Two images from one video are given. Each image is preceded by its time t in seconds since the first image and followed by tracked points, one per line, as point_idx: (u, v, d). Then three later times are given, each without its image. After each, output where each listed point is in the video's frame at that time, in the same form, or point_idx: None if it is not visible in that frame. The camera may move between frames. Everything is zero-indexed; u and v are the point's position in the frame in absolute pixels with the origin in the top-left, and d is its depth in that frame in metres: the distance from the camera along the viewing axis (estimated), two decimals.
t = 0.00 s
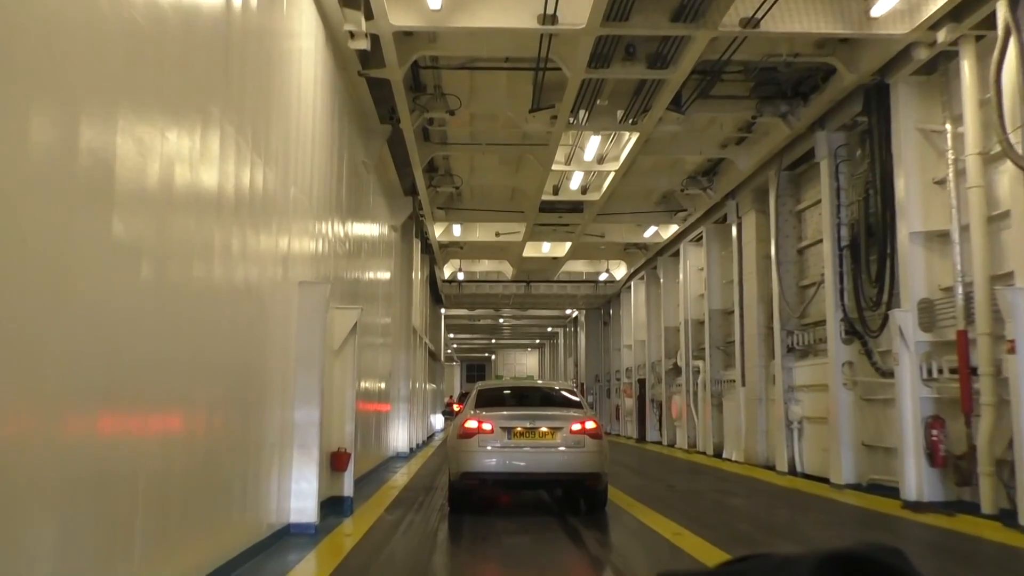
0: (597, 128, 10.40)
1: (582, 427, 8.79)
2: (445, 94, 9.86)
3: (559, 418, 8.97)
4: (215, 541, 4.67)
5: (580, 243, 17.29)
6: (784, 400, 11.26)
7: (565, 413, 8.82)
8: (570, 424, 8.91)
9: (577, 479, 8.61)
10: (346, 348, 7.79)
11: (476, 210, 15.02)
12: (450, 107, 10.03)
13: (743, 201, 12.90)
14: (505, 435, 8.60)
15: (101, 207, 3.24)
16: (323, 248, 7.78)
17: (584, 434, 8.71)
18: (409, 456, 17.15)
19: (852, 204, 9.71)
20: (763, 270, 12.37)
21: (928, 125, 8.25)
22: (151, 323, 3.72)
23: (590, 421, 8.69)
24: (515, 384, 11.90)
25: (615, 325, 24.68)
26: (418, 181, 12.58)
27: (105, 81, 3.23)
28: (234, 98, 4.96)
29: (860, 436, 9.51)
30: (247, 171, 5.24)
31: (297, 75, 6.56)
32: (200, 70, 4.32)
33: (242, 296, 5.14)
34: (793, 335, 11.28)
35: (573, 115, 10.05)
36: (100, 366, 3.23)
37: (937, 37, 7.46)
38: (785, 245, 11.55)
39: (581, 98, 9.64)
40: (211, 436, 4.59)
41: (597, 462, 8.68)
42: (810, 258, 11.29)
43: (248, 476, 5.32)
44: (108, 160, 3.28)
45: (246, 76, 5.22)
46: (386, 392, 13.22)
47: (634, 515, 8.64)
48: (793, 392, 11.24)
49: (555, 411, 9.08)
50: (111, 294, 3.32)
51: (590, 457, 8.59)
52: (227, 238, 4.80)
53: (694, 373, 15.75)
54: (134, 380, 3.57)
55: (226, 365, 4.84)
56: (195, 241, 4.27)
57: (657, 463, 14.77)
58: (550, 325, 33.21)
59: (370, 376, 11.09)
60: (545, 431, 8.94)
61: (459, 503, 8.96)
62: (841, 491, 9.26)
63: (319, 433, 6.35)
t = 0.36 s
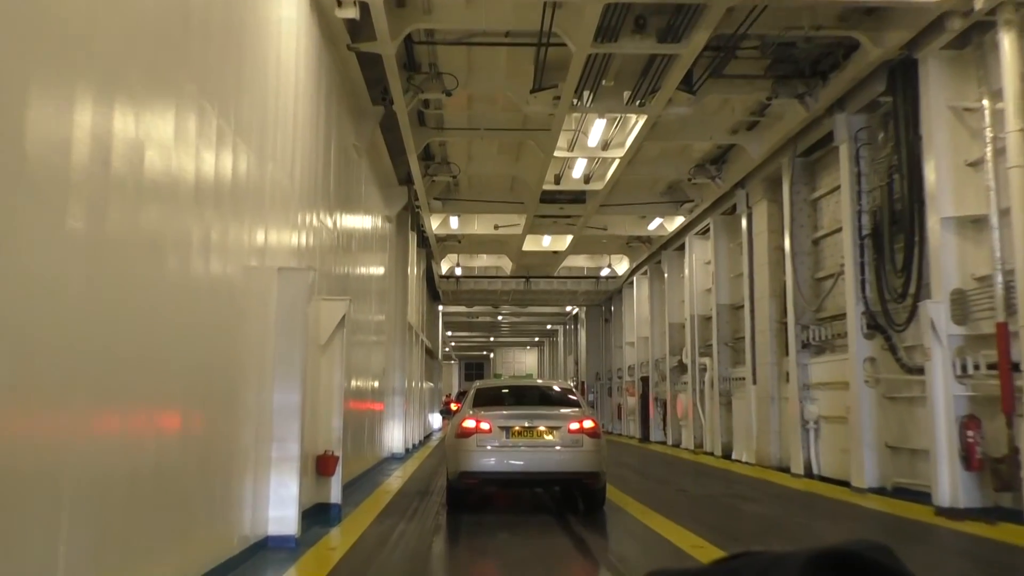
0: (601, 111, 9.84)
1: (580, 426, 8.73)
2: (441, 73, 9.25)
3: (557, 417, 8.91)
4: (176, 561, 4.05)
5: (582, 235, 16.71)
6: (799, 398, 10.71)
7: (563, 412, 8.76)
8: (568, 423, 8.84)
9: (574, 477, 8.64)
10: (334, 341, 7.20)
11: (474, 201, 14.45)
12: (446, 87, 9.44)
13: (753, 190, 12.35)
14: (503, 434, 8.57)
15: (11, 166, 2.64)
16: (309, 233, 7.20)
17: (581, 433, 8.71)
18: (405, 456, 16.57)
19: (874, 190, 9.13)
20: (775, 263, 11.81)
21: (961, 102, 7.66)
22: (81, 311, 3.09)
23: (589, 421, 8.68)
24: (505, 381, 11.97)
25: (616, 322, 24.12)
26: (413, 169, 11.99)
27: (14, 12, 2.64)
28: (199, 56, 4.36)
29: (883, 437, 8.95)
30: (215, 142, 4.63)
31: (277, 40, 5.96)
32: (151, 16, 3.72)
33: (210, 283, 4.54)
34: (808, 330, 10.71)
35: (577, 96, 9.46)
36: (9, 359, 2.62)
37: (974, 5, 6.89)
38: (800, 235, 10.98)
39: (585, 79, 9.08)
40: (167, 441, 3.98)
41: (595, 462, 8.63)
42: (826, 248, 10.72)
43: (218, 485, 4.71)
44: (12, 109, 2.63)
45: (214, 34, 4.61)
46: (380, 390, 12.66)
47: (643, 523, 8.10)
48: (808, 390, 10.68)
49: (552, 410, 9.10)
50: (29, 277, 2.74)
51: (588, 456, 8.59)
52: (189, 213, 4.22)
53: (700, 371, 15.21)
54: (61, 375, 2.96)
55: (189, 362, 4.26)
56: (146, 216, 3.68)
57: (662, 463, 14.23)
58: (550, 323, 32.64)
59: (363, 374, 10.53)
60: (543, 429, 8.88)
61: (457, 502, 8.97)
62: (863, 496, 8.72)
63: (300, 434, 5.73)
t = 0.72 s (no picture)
0: (607, 94, 9.29)
1: (581, 427, 8.65)
2: (438, 52, 8.71)
3: (558, 417, 8.80)
4: None
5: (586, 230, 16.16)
6: (819, 397, 10.15)
7: (565, 412, 8.66)
8: (569, 424, 8.74)
9: (575, 478, 8.56)
10: (322, 340, 6.64)
11: (474, 193, 13.90)
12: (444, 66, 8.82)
13: (766, 180, 11.80)
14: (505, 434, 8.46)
15: None
16: (296, 222, 6.64)
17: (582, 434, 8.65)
18: (403, 459, 16.00)
19: (900, 175, 8.56)
20: (790, 256, 11.26)
21: (998, 78, 7.12)
22: None
23: (590, 421, 8.61)
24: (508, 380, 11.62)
25: (620, 321, 23.54)
26: (410, 158, 11.44)
27: None
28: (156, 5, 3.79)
29: (911, 439, 8.39)
30: (180, 106, 4.09)
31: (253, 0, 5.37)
32: None
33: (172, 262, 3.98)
34: (827, 326, 10.16)
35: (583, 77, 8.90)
36: None
37: None
38: (818, 225, 10.40)
39: (592, 57, 8.53)
40: (114, 442, 3.39)
41: (597, 463, 8.56)
42: (846, 240, 10.16)
43: (182, 492, 4.14)
44: None
45: None
46: (376, 390, 12.08)
47: (655, 531, 7.56)
48: (827, 390, 10.13)
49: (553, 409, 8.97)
50: None
51: (589, 457, 8.56)
52: (145, 182, 3.68)
53: (709, 370, 14.67)
54: None
55: (143, 352, 3.69)
56: (87, 179, 3.14)
57: (670, 466, 13.68)
58: (551, 322, 32.06)
59: (357, 373, 9.98)
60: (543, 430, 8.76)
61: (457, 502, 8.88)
62: (891, 503, 8.15)
63: (281, 437, 5.16)
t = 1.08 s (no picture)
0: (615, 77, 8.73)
1: (582, 429, 8.40)
2: (436, 30, 8.11)
3: (558, 419, 8.54)
4: None
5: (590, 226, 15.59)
6: (839, 399, 9.60)
7: (565, 414, 8.41)
8: (570, 426, 8.50)
9: (575, 481, 8.35)
10: (305, 336, 6.12)
11: (474, 186, 13.34)
12: (440, 44, 8.17)
13: (781, 172, 11.24)
14: (505, 438, 8.20)
15: None
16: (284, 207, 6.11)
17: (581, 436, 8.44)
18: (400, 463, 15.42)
19: (932, 162, 7.97)
20: (808, 251, 10.68)
21: None
22: None
23: (592, 424, 8.36)
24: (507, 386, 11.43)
25: (624, 321, 22.98)
26: (406, 148, 10.87)
27: None
28: None
29: (944, 445, 7.80)
30: (143, 65, 3.47)
31: None
32: None
33: (131, 248, 3.36)
34: (849, 324, 9.57)
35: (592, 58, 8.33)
36: None
37: None
38: (838, 217, 9.84)
39: (602, 38, 7.98)
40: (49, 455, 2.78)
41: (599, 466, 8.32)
42: (869, 233, 9.58)
43: (142, 509, 3.53)
44: None
45: None
46: (371, 392, 11.50)
47: (666, 542, 7.03)
48: (848, 392, 9.58)
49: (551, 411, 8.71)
50: None
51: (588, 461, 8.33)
52: (104, 149, 3.13)
53: (719, 371, 14.11)
54: None
55: (98, 347, 3.12)
56: (20, 133, 2.56)
57: (679, 471, 13.11)
58: (552, 323, 31.50)
59: (350, 373, 9.41)
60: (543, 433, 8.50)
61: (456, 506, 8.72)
62: (922, 513, 7.60)
63: (256, 444, 4.57)
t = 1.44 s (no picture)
0: (623, 54, 8.16)
1: (580, 431, 8.60)
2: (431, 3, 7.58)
3: (557, 420, 8.73)
4: None
5: (594, 221, 15.02)
6: (862, 400, 9.02)
7: (565, 416, 8.61)
8: (569, 427, 8.69)
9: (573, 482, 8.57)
10: (286, 331, 5.58)
11: (474, 178, 12.78)
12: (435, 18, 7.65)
13: (797, 160, 10.68)
14: (504, 439, 8.41)
15: None
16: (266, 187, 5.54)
17: (581, 438, 8.62)
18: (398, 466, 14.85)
19: (968, 143, 7.38)
20: (826, 243, 10.12)
21: None
22: None
23: (590, 425, 8.59)
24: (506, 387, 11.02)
25: (627, 320, 22.46)
26: (402, 136, 10.31)
27: None
28: None
29: (978, 449, 7.25)
30: None
31: None
32: None
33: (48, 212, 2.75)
34: (872, 319, 9.00)
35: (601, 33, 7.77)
36: None
37: None
38: (860, 207, 9.26)
39: (610, 10, 7.42)
40: None
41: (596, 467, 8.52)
42: (892, 223, 9.01)
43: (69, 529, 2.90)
44: None
45: None
46: (365, 392, 10.93)
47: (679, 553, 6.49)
48: (871, 392, 9.01)
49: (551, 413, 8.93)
50: None
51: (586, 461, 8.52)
52: (11, 89, 2.53)
53: (729, 371, 13.55)
54: None
55: (12, 332, 2.55)
56: None
57: (688, 475, 12.54)
58: (553, 323, 30.98)
59: (342, 372, 8.85)
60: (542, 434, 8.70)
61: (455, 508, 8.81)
62: (957, 523, 7.03)
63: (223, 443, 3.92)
